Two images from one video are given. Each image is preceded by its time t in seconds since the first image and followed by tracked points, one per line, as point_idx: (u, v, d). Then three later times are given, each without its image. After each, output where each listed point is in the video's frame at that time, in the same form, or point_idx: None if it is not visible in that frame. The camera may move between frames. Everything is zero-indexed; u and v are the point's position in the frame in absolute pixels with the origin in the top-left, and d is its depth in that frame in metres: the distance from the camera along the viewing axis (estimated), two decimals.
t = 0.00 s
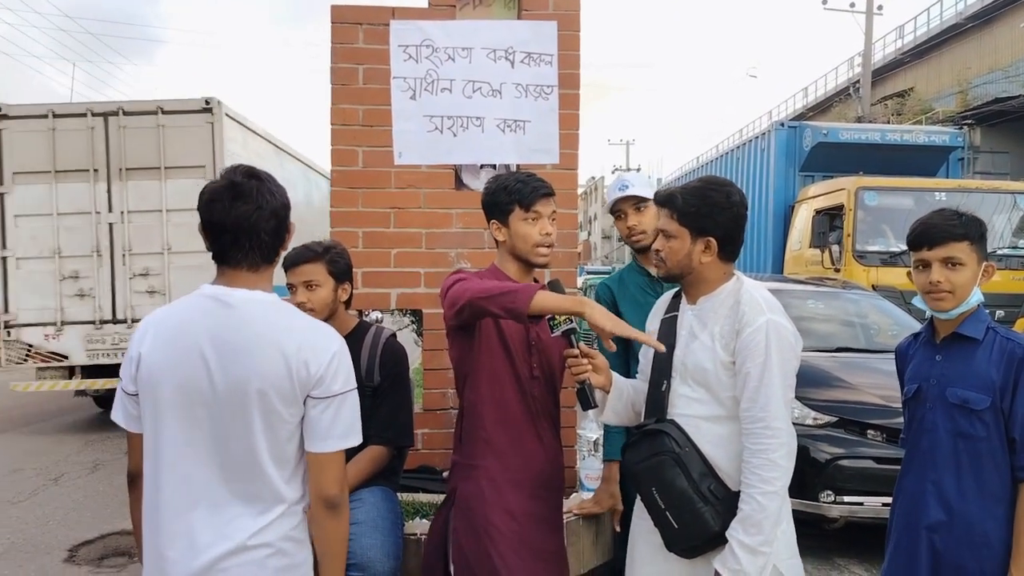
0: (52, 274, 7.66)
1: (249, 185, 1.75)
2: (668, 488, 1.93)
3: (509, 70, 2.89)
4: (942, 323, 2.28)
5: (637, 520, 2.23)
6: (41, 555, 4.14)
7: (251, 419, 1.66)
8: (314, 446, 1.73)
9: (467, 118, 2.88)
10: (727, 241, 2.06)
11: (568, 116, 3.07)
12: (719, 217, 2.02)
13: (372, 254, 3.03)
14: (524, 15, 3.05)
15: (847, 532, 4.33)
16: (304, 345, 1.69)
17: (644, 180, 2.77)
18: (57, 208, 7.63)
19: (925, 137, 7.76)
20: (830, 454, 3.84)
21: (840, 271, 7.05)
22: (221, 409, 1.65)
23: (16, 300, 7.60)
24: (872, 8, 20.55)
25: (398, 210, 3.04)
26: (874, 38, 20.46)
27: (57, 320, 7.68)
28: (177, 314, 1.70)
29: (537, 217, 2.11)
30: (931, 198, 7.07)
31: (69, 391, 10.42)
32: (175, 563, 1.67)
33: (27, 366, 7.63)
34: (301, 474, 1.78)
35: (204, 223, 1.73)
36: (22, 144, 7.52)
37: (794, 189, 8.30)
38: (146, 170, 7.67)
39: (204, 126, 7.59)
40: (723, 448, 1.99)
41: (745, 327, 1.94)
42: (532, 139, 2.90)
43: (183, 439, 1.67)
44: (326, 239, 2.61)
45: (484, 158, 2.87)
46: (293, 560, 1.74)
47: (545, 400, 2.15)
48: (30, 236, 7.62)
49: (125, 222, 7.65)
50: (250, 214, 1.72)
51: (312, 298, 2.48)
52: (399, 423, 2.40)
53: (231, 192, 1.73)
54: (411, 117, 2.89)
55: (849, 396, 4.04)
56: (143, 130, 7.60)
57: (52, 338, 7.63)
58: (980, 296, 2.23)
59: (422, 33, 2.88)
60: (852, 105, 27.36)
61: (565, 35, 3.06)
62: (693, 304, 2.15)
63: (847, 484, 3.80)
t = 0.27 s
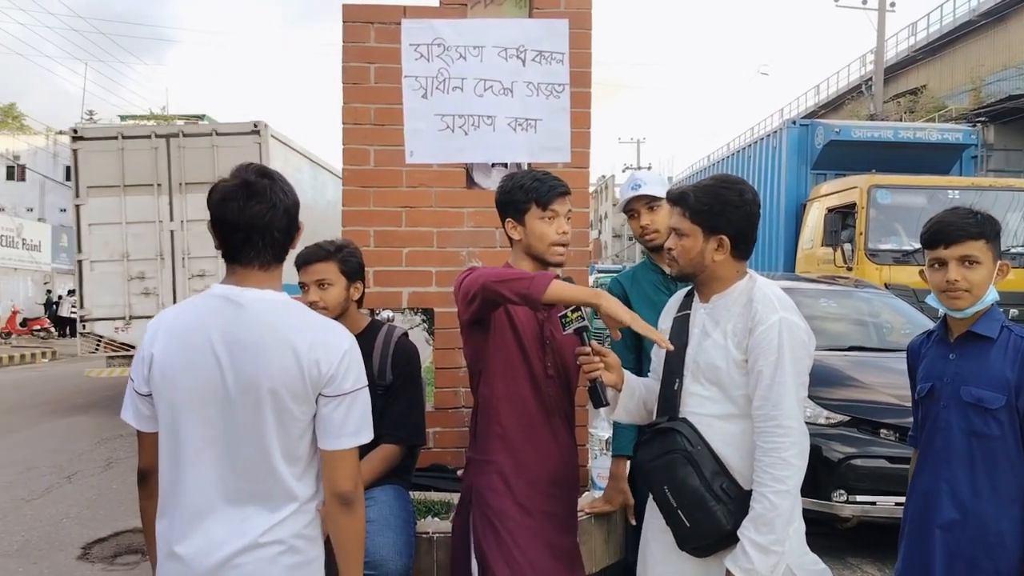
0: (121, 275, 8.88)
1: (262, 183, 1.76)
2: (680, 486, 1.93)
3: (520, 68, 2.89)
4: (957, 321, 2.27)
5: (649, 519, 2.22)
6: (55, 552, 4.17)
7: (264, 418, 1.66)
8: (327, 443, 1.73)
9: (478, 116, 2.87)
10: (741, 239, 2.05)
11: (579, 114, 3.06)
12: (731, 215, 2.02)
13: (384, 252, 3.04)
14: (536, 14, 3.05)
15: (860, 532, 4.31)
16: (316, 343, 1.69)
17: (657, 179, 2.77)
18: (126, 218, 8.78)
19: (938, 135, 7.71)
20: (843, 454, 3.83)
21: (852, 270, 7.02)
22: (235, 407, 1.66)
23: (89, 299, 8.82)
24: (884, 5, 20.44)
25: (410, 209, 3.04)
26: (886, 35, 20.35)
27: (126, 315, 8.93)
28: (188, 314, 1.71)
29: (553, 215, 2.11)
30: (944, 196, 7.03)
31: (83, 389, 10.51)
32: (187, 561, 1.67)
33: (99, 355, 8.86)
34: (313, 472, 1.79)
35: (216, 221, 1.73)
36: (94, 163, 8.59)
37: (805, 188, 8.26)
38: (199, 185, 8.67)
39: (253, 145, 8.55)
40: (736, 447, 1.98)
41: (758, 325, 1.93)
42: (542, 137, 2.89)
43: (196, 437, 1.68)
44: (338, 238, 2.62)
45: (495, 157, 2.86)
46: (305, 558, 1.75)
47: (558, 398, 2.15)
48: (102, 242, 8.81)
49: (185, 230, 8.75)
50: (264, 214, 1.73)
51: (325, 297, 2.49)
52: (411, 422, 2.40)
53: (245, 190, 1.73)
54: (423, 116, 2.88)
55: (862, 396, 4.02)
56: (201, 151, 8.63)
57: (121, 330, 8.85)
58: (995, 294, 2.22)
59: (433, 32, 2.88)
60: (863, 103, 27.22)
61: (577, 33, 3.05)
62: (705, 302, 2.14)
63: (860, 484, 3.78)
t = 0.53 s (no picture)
0: (173, 276, 10.18)
1: (270, 184, 1.77)
2: (687, 486, 1.93)
3: (528, 68, 2.90)
4: (965, 322, 2.26)
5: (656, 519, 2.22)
6: (63, 550, 4.19)
7: (271, 417, 1.67)
8: (331, 443, 1.74)
9: (486, 116, 2.87)
10: (748, 239, 2.05)
11: (587, 114, 3.06)
12: (740, 214, 2.02)
13: (391, 252, 3.04)
14: (543, 13, 3.05)
15: (868, 533, 4.30)
16: (323, 343, 1.70)
17: (666, 179, 2.77)
18: (178, 225, 9.95)
19: (946, 135, 7.69)
20: (850, 455, 3.82)
21: (859, 270, 7.00)
22: (242, 406, 1.66)
23: (147, 297, 10.23)
24: (891, 5, 20.39)
25: (417, 208, 3.05)
26: (893, 35, 20.30)
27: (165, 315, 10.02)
28: (194, 313, 1.71)
29: (562, 214, 2.12)
30: (952, 197, 7.02)
31: (91, 389, 10.56)
32: (193, 561, 1.67)
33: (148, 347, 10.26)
34: (317, 472, 1.79)
35: (225, 221, 1.73)
36: (150, 176, 9.79)
37: (812, 188, 8.24)
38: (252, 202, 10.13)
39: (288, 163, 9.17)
40: (744, 446, 1.98)
41: (766, 325, 1.93)
42: (550, 138, 2.90)
43: (202, 436, 1.68)
44: (346, 238, 2.62)
45: (502, 157, 2.87)
46: (311, 557, 1.75)
47: (566, 397, 2.14)
48: (156, 248, 10.07)
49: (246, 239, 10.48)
50: (273, 215, 1.74)
51: (332, 297, 2.50)
52: (418, 422, 2.41)
53: (255, 191, 1.74)
54: (431, 116, 2.88)
55: (870, 396, 4.01)
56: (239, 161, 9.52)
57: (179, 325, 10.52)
58: (1004, 296, 2.21)
59: (441, 32, 2.88)
60: (870, 103, 27.15)
61: (585, 32, 3.05)
62: (712, 302, 2.14)
63: (867, 484, 3.78)
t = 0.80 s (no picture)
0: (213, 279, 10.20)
1: (269, 184, 1.76)
2: (689, 487, 1.93)
3: (530, 68, 2.90)
4: (967, 322, 2.26)
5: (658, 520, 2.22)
6: (65, 549, 4.20)
7: (271, 417, 1.67)
8: (330, 442, 1.74)
9: (488, 116, 2.87)
10: (751, 239, 2.05)
11: (589, 114, 3.07)
12: (743, 215, 2.02)
13: (394, 252, 3.04)
14: (546, 14, 3.05)
15: (869, 534, 4.30)
16: (322, 342, 1.70)
17: (669, 179, 2.78)
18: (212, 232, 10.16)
19: (948, 136, 7.69)
20: (852, 455, 3.82)
21: (861, 271, 7.00)
22: (242, 405, 1.67)
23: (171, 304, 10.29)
24: (893, 5, 20.38)
25: (419, 208, 3.05)
26: (895, 35, 20.29)
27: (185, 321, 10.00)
28: (194, 312, 1.71)
29: (567, 220, 2.12)
30: (954, 197, 7.02)
31: (92, 388, 10.56)
32: (191, 561, 1.68)
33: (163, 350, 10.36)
34: (316, 472, 1.79)
35: (225, 221, 1.74)
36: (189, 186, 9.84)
37: (814, 188, 8.24)
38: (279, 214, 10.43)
39: (317, 175, 9.77)
40: (746, 446, 1.98)
41: (768, 325, 1.93)
42: (552, 137, 2.89)
43: (200, 435, 1.68)
44: (348, 237, 2.62)
45: (504, 156, 2.87)
46: (308, 558, 1.75)
47: (566, 397, 2.14)
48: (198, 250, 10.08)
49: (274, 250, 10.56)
50: (273, 215, 1.74)
51: (334, 296, 2.50)
52: (420, 421, 2.40)
53: (255, 191, 1.74)
54: (434, 116, 2.89)
55: (872, 397, 4.01)
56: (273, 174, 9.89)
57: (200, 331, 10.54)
58: (1006, 297, 2.21)
59: (444, 32, 2.89)
60: (872, 104, 27.14)
61: (587, 32, 3.05)
62: (715, 302, 2.14)
63: (869, 485, 3.78)
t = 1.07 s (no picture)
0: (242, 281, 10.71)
1: (271, 187, 1.77)
2: (691, 488, 1.93)
3: (533, 69, 2.90)
4: (969, 324, 2.25)
5: (661, 521, 2.21)
6: (67, 549, 4.20)
7: (264, 417, 1.67)
8: (325, 444, 1.73)
9: (490, 117, 2.88)
10: (754, 241, 2.05)
11: (592, 115, 3.07)
12: (747, 216, 2.02)
13: (396, 252, 3.04)
14: (549, 15, 3.05)
15: (871, 536, 4.29)
16: (315, 341, 1.70)
17: (674, 181, 2.76)
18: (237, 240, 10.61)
19: (951, 137, 7.68)
20: (854, 457, 3.82)
21: (863, 272, 6.99)
22: (237, 405, 1.67)
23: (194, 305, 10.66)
24: (895, 6, 20.37)
25: (421, 209, 3.05)
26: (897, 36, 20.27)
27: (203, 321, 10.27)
28: (191, 312, 1.73)
29: (568, 215, 2.12)
30: (956, 199, 7.01)
31: (94, 388, 10.57)
32: (187, 561, 1.69)
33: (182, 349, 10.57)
34: (312, 474, 1.79)
35: (226, 224, 1.74)
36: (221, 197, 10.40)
37: (816, 189, 8.24)
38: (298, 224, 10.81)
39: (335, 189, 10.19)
40: (747, 448, 1.98)
41: (771, 326, 1.93)
42: (555, 138, 2.89)
43: (196, 435, 1.69)
44: (351, 238, 2.62)
45: (507, 157, 2.87)
46: (301, 562, 1.74)
47: (564, 397, 2.14)
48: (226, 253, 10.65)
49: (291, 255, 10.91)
50: (273, 218, 1.74)
51: (336, 297, 2.50)
52: (422, 422, 2.40)
53: (255, 194, 1.74)
54: (436, 117, 2.88)
55: (874, 399, 4.00)
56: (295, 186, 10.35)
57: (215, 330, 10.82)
58: (1008, 298, 2.20)
59: (447, 32, 2.89)
60: (875, 105, 27.13)
61: (590, 33, 3.06)
62: (718, 303, 2.13)
63: (871, 487, 3.78)
